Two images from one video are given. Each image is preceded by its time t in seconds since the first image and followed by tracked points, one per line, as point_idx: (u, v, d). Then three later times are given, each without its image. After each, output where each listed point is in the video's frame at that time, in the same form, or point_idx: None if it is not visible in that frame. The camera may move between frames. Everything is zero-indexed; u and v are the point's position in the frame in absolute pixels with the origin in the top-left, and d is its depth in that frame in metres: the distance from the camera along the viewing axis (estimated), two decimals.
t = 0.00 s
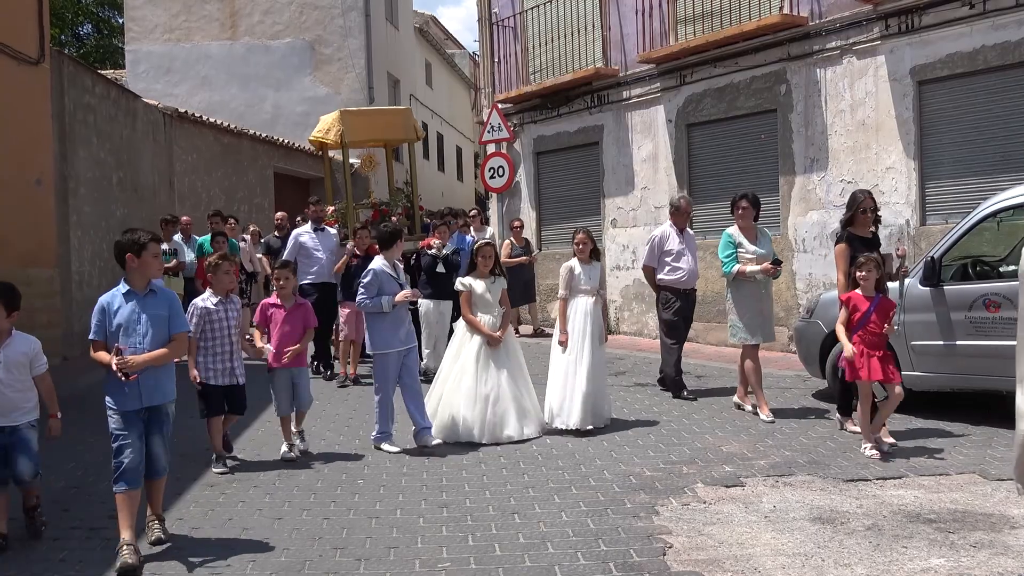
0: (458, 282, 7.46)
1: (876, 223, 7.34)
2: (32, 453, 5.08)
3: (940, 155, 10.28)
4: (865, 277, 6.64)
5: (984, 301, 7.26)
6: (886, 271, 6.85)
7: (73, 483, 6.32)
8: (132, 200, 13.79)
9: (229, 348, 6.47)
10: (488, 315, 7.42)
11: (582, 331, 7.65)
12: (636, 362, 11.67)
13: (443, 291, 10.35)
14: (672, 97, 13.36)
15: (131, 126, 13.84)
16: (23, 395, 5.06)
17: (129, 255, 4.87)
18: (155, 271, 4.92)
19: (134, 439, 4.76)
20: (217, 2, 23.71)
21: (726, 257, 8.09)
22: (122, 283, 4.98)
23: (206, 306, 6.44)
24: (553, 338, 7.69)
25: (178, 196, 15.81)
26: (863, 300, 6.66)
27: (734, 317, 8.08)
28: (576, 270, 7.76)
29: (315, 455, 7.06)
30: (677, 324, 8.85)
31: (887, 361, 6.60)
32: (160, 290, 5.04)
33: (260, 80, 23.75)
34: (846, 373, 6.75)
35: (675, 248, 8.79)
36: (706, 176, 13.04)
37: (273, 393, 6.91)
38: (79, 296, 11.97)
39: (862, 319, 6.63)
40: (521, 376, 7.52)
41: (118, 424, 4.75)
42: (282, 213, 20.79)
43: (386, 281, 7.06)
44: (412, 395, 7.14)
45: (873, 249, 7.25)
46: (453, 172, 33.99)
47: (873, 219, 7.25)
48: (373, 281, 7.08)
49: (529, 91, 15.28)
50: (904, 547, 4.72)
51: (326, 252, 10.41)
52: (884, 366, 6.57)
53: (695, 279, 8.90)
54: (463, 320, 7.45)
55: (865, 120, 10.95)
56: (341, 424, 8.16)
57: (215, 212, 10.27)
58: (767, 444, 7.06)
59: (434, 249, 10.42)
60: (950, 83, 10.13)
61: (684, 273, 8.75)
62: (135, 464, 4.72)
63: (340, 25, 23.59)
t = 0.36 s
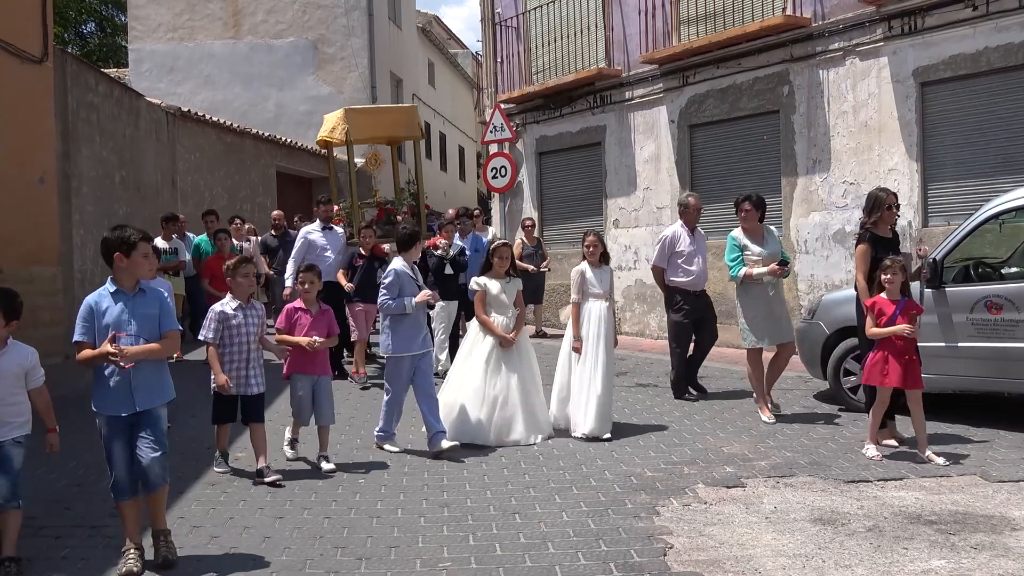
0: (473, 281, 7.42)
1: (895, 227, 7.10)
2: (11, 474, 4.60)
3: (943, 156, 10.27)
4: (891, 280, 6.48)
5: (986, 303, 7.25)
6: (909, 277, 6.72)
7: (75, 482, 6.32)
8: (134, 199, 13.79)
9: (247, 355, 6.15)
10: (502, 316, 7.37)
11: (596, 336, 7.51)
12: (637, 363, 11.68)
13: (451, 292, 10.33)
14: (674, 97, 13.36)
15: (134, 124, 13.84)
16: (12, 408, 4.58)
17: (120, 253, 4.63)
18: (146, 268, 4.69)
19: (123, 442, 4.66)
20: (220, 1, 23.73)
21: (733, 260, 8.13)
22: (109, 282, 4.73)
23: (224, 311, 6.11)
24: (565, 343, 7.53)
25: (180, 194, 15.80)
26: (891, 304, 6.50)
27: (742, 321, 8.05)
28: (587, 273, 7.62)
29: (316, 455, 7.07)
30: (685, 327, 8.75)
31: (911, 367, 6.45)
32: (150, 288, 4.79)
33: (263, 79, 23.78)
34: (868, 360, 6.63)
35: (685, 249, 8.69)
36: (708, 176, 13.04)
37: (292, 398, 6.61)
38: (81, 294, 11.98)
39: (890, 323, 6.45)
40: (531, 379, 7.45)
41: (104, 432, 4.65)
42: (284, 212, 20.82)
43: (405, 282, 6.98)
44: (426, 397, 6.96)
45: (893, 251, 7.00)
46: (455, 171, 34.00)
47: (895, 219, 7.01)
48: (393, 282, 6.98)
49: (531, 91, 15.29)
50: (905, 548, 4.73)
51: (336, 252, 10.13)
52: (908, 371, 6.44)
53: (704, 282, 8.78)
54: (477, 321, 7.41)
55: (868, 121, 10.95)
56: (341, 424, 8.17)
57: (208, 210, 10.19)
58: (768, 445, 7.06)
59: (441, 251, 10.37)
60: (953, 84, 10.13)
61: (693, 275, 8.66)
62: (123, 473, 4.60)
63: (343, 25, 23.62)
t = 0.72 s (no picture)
0: (491, 280, 7.30)
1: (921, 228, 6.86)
2: (17, 484, 4.55)
3: (945, 157, 10.27)
4: (919, 281, 6.39)
5: (987, 304, 7.25)
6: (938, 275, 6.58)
7: (77, 482, 6.33)
8: (136, 200, 13.81)
9: (273, 355, 5.78)
10: (521, 315, 7.29)
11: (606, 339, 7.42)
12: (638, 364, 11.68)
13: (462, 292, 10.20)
14: (676, 98, 13.36)
15: (136, 124, 13.85)
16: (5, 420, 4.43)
17: (115, 257, 4.32)
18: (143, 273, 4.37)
19: (118, 457, 4.41)
20: (222, 2, 23.74)
21: (733, 264, 8.10)
22: (111, 287, 4.45)
23: (246, 310, 5.78)
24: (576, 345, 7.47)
25: (182, 195, 15.80)
26: (918, 304, 6.43)
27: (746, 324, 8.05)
28: (596, 274, 7.56)
29: (318, 455, 7.07)
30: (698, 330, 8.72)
31: (940, 370, 6.38)
32: (152, 297, 4.47)
33: (264, 80, 23.81)
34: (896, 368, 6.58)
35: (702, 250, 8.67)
36: (710, 177, 13.04)
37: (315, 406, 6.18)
38: (83, 295, 11.99)
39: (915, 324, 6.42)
40: (541, 382, 7.40)
41: (99, 444, 4.41)
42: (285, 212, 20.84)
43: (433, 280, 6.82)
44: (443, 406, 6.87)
45: (915, 253, 6.80)
46: (456, 172, 34.00)
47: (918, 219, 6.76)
48: (420, 278, 6.83)
49: (533, 92, 15.29)
50: (906, 549, 4.73)
51: (340, 253, 10.01)
52: (936, 373, 6.38)
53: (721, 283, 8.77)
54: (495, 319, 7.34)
55: (869, 122, 10.95)
56: (343, 425, 8.17)
57: (206, 209, 10.18)
58: (769, 446, 7.06)
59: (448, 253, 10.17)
60: (954, 85, 10.13)
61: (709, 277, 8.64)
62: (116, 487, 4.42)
63: (344, 25, 23.64)
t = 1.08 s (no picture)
0: (500, 282, 7.12)
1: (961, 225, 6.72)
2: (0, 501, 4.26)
3: (946, 159, 10.28)
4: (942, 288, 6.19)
5: (988, 305, 7.26)
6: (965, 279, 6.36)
7: (79, 482, 6.35)
8: (138, 201, 13.84)
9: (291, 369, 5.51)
10: (529, 318, 7.11)
11: (618, 341, 7.40)
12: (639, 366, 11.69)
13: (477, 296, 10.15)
14: (677, 100, 13.37)
15: (138, 126, 13.89)
16: None
17: (111, 256, 4.11)
18: (134, 274, 4.11)
19: (117, 466, 4.13)
20: (224, 3, 23.76)
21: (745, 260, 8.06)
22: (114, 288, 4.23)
23: (261, 319, 5.48)
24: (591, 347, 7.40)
25: (183, 196, 15.81)
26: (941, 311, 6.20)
27: (765, 326, 7.85)
28: (612, 276, 7.51)
29: (319, 456, 7.08)
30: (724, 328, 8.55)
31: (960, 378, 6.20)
32: (158, 299, 4.26)
33: (266, 82, 23.84)
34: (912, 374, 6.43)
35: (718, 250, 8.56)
36: (711, 178, 13.05)
37: (329, 415, 5.91)
38: (86, 296, 12.02)
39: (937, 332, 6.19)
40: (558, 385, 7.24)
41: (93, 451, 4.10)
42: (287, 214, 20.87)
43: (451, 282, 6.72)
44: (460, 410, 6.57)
45: (960, 253, 6.65)
46: (458, 173, 34.01)
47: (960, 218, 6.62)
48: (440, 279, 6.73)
49: (533, 94, 15.32)
50: (908, 551, 4.73)
51: (348, 255, 9.91)
52: (957, 382, 6.19)
53: (739, 283, 8.61)
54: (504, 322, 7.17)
55: (870, 123, 10.96)
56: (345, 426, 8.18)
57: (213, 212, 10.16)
58: (770, 447, 7.08)
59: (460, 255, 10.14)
60: (955, 87, 10.13)
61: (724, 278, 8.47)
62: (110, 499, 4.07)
63: (346, 27, 23.65)
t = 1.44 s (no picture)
0: (507, 288, 6.96)
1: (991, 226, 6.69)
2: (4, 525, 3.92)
3: (946, 160, 10.28)
4: (961, 286, 6.13)
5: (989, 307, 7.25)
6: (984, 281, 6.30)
7: (80, 483, 6.35)
8: (139, 202, 13.83)
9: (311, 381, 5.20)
10: (541, 322, 6.98)
11: (649, 343, 7.23)
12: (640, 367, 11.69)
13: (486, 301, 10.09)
14: (678, 101, 13.37)
15: (139, 127, 13.88)
16: None
17: (94, 263, 3.84)
18: (118, 284, 3.85)
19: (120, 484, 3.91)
20: (225, 4, 23.77)
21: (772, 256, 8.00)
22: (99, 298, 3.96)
23: (280, 328, 5.21)
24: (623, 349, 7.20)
25: (184, 197, 15.80)
26: (960, 310, 6.16)
27: (786, 326, 7.72)
28: (641, 275, 7.38)
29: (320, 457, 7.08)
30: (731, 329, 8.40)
31: (979, 379, 6.10)
32: (148, 308, 4.01)
33: (267, 83, 23.85)
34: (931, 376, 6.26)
35: (729, 251, 8.42)
36: (712, 179, 13.05)
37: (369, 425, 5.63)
38: (86, 297, 12.02)
39: (957, 332, 6.14)
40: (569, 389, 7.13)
41: (90, 476, 3.90)
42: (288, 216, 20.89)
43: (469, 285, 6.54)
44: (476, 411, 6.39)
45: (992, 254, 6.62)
46: (459, 174, 34.00)
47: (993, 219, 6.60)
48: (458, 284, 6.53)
49: (534, 95, 15.33)
50: (910, 552, 4.73)
51: (354, 256, 9.90)
52: (976, 383, 6.09)
53: (749, 285, 8.45)
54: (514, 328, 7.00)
55: (870, 124, 10.97)
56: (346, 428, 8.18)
57: (223, 212, 10.13)
58: (771, 448, 7.08)
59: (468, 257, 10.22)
60: (957, 88, 10.13)
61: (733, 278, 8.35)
62: (114, 524, 3.87)
63: (346, 28, 23.66)
